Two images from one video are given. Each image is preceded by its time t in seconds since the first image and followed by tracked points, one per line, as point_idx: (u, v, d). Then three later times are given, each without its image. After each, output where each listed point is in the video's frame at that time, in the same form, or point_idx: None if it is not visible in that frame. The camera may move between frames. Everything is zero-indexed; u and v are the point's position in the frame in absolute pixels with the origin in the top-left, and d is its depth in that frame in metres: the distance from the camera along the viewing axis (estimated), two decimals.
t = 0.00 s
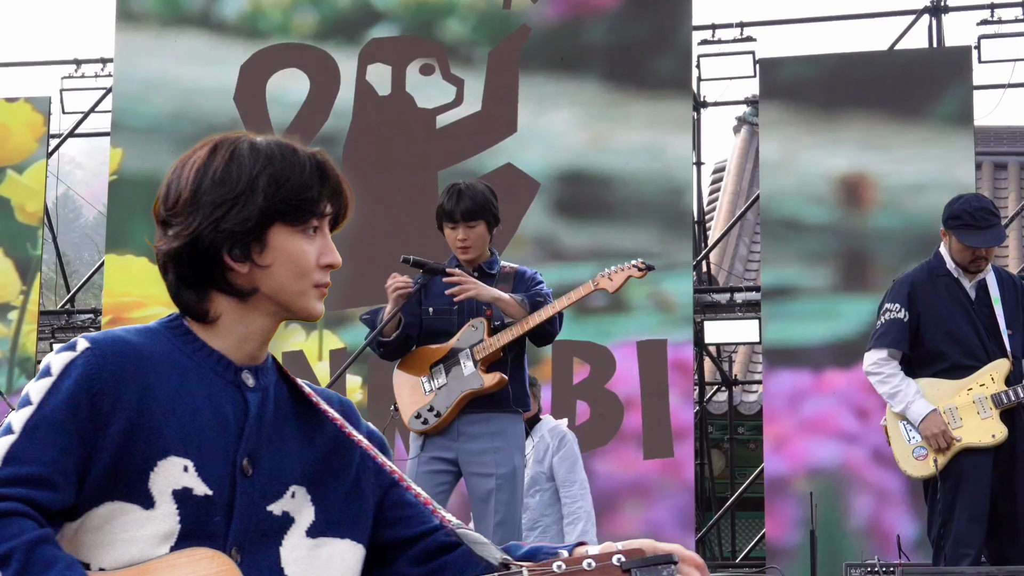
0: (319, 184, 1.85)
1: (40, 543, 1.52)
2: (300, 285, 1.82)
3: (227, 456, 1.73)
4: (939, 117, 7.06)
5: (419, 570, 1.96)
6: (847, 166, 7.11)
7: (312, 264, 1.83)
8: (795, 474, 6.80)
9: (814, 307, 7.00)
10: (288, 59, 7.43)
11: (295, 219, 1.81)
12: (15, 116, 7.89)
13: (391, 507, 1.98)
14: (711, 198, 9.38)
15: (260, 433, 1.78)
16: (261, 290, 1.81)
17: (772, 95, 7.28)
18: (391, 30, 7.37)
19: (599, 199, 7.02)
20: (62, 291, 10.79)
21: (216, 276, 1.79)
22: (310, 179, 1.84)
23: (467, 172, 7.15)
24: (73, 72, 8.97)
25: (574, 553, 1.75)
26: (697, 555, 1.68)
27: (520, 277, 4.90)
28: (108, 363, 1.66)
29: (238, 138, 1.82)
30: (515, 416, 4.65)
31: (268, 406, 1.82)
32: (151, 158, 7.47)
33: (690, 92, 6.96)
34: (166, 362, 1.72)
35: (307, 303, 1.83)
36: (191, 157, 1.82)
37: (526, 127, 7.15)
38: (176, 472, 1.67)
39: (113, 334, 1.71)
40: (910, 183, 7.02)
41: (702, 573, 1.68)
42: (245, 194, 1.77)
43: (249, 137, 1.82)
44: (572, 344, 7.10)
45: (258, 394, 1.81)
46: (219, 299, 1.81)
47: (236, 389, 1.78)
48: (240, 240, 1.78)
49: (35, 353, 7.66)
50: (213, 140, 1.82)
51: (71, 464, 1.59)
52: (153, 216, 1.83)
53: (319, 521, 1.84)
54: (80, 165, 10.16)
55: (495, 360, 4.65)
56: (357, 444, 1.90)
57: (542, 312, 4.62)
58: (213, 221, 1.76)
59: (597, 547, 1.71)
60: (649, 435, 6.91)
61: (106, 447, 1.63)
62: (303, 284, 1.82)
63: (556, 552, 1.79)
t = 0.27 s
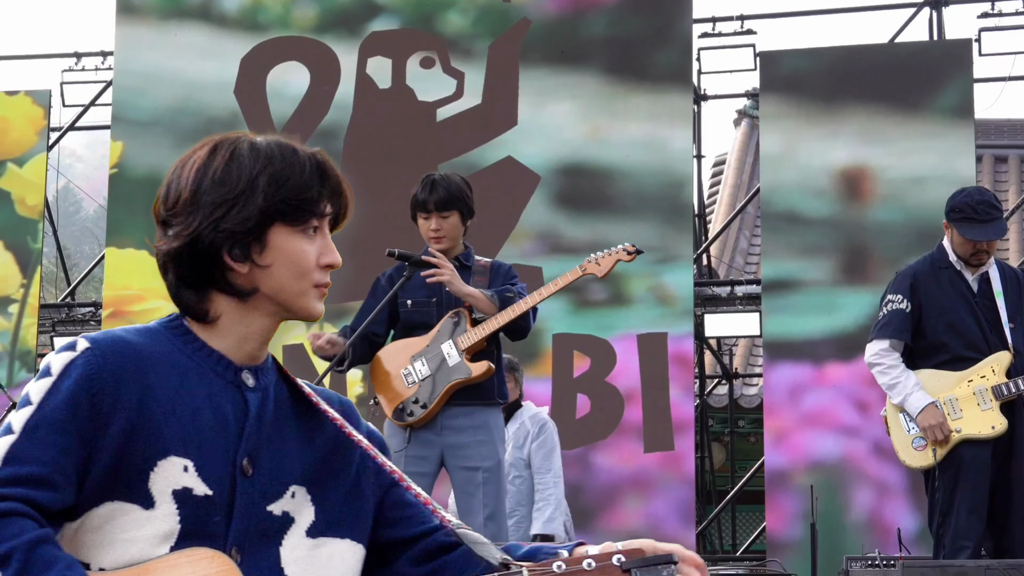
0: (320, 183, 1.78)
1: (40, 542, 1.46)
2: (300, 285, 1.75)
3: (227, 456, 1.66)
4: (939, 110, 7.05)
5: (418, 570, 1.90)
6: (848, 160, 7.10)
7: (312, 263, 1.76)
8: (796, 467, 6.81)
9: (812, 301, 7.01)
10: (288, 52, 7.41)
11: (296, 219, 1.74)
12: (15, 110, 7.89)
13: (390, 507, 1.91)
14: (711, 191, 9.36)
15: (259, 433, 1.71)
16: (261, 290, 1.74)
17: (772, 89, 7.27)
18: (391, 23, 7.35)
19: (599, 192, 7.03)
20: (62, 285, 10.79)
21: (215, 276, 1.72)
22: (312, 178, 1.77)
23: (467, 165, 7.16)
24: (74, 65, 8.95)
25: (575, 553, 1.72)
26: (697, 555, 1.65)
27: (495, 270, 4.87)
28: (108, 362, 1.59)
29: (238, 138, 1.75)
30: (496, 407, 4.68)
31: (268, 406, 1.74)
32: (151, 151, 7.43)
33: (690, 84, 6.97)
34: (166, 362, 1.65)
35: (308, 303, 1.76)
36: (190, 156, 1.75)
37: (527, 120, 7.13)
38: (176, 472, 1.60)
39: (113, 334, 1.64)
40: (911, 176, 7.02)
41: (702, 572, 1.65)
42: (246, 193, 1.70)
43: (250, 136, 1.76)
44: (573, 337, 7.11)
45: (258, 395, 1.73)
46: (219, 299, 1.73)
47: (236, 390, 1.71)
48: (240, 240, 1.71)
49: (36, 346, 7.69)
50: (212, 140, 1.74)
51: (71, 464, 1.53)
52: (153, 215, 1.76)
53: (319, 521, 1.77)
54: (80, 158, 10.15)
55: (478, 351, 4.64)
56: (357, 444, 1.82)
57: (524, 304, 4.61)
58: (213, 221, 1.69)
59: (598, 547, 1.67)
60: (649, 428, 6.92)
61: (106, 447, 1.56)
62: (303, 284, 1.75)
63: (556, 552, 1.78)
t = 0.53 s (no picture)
0: (319, 183, 1.75)
1: (40, 543, 1.45)
2: (300, 285, 1.72)
3: (227, 456, 1.63)
4: (938, 106, 7.06)
5: (419, 571, 1.86)
6: (848, 155, 7.10)
7: (312, 264, 1.73)
8: (796, 462, 6.81)
9: (813, 297, 7.01)
10: (288, 47, 7.41)
11: (295, 219, 1.71)
12: (15, 105, 7.89)
13: (391, 507, 1.87)
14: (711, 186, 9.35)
15: (260, 433, 1.68)
16: (261, 290, 1.71)
17: (772, 84, 7.27)
18: (391, 18, 7.34)
19: (600, 187, 7.03)
20: (63, 280, 10.78)
21: (215, 276, 1.69)
22: (310, 179, 1.74)
23: (466, 161, 7.14)
24: (74, 60, 8.93)
25: (574, 553, 1.70)
26: (696, 555, 1.62)
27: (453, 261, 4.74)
28: (108, 363, 1.57)
29: (238, 137, 1.73)
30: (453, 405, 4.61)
31: (268, 406, 1.72)
32: (151, 146, 7.41)
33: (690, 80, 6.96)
34: (166, 362, 1.63)
35: (307, 304, 1.73)
36: (190, 156, 1.72)
37: (527, 115, 7.13)
38: (176, 472, 1.58)
39: (113, 333, 1.62)
40: (911, 172, 7.02)
41: (702, 573, 1.62)
42: (245, 194, 1.68)
43: (249, 137, 1.73)
44: (573, 332, 7.10)
45: (258, 394, 1.71)
46: (220, 299, 1.71)
47: (237, 389, 1.69)
48: (240, 240, 1.68)
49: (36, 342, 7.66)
50: (212, 140, 1.72)
51: (71, 464, 1.51)
52: (153, 215, 1.73)
53: (319, 521, 1.74)
54: (80, 154, 10.14)
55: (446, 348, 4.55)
56: (357, 444, 1.79)
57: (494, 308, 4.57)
58: (213, 221, 1.67)
59: (598, 546, 1.66)
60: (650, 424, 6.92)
61: (106, 447, 1.54)
62: (303, 284, 1.73)
63: (556, 551, 1.76)
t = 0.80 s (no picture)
0: (319, 183, 1.74)
1: (40, 543, 1.44)
2: (300, 285, 1.71)
3: (227, 456, 1.62)
4: (941, 108, 7.05)
5: (419, 570, 1.84)
6: (850, 156, 7.10)
7: (312, 264, 1.72)
8: (799, 463, 6.82)
9: (815, 299, 7.01)
10: (291, 49, 7.41)
11: (295, 219, 1.70)
12: (16, 107, 7.91)
13: (391, 507, 1.85)
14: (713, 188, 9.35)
15: (260, 433, 1.67)
16: (261, 290, 1.70)
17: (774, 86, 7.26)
18: (393, 20, 7.34)
19: (602, 189, 7.03)
20: (66, 281, 10.79)
21: (215, 276, 1.68)
22: (310, 179, 1.73)
23: (468, 163, 7.13)
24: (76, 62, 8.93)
25: (574, 553, 1.69)
26: (697, 555, 1.61)
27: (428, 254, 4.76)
28: (108, 362, 1.56)
29: (238, 137, 1.72)
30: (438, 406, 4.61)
31: (268, 406, 1.70)
32: (154, 148, 7.41)
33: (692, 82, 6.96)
34: (166, 361, 1.62)
35: (307, 304, 1.72)
36: (190, 156, 1.71)
37: (528, 117, 7.13)
38: (176, 472, 1.57)
39: (113, 333, 1.61)
40: (913, 174, 7.02)
41: (703, 573, 1.60)
42: (245, 194, 1.67)
43: (249, 137, 1.72)
44: (574, 334, 7.09)
45: (258, 394, 1.70)
46: (219, 299, 1.70)
47: (236, 389, 1.68)
48: (240, 240, 1.67)
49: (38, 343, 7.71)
50: (212, 140, 1.71)
51: (71, 464, 1.50)
52: (153, 216, 1.73)
53: (319, 521, 1.72)
54: (83, 155, 10.15)
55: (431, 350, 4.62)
56: (357, 444, 1.78)
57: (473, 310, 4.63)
58: (213, 221, 1.66)
59: (597, 547, 1.65)
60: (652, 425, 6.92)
61: (106, 447, 1.53)
62: (303, 284, 1.72)
63: (556, 552, 1.74)
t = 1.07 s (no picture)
0: (319, 183, 1.84)
1: (40, 543, 1.57)
2: (299, 285, 1.81)
3: (227, 456, 1.75)
4: (970, 103, 6.97)
5: (418, 570, 1.99)
6: (878, 154, 7.00)
7: (312, 264, 1.82)
8: (831, 462, 6.74)
9: (845, 296, 6.93)
10: (316, 47, 7.39)
11: (295, 219, 1.81)
12: (46, 105, 7.76)
13: (390, 506, 2.01)
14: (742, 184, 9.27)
15: (259, 432, 1.79)
16: (261, 290, 1.81)
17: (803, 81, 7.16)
18: (419, 18, 7.32)
19: (628, 186, 6.99)
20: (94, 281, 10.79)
21: (215, 277, 1.79)
22: (310, 179, 1.83)
23: (495, 161, 7.09)
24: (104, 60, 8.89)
25: (574, 554, 1.84)
26: (696, 556, 1.78)
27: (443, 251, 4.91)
28: (108, 363, 1.68)
29: (239, 138, 1.82)
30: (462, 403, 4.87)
31: (268, 406, 1.82)
32: (180, 146, 7.38)
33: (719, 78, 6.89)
34: (167, 362, 1.74)
35: (307, 303, 1.82)
36: (191, 156, 1.82)
37: (554, 114, 7.08)
38: (176, 472, 1.70)
39: (114, 334, 1.73)
40: (944, 170, 6.93)
41: (700, 572, 1.78)
42: (245, 193, 1.78)
43: (250, 137, 1.82)
44: (605, 333, 7.05)
45: (258, 394, 1.81)
46: (220, 299, 1.81)
47: (237, 389, 1.79)
48: (240, 240, 1.78)
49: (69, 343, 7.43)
50: (213, 141, 1.82)
51: (71, 464, 1.63)
52: (154, 215, 1.84)
53: (319, 520, 1.86)
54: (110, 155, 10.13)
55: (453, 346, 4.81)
56: (357, 444, 1.92)
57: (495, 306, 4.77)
58: (213, 221, 1.77)
59: (598, 547, 1.77)
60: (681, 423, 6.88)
61: (106, 447, 1.66)
62: (303, 284, 1.82)
63: (554, 552, 1.91)
